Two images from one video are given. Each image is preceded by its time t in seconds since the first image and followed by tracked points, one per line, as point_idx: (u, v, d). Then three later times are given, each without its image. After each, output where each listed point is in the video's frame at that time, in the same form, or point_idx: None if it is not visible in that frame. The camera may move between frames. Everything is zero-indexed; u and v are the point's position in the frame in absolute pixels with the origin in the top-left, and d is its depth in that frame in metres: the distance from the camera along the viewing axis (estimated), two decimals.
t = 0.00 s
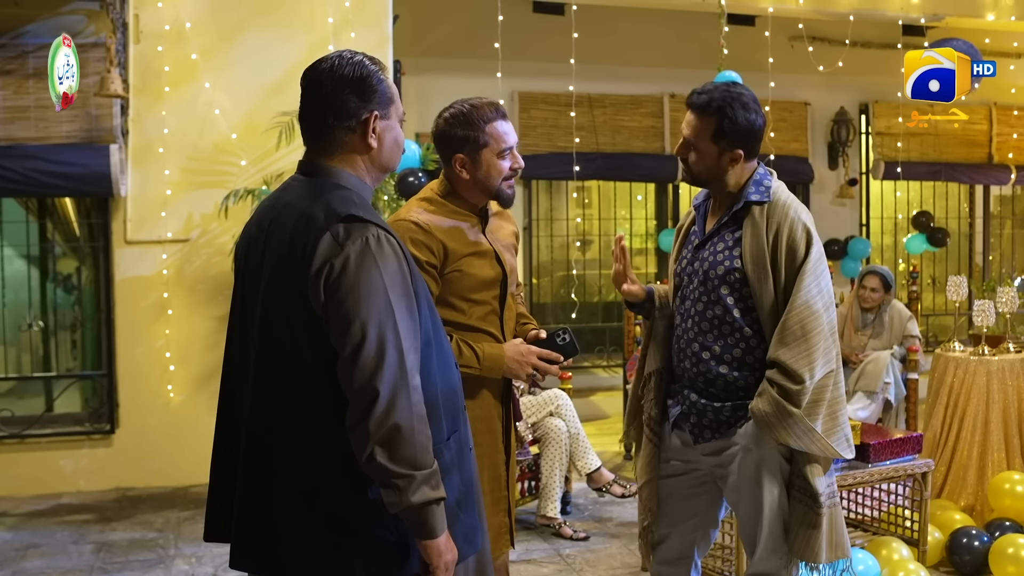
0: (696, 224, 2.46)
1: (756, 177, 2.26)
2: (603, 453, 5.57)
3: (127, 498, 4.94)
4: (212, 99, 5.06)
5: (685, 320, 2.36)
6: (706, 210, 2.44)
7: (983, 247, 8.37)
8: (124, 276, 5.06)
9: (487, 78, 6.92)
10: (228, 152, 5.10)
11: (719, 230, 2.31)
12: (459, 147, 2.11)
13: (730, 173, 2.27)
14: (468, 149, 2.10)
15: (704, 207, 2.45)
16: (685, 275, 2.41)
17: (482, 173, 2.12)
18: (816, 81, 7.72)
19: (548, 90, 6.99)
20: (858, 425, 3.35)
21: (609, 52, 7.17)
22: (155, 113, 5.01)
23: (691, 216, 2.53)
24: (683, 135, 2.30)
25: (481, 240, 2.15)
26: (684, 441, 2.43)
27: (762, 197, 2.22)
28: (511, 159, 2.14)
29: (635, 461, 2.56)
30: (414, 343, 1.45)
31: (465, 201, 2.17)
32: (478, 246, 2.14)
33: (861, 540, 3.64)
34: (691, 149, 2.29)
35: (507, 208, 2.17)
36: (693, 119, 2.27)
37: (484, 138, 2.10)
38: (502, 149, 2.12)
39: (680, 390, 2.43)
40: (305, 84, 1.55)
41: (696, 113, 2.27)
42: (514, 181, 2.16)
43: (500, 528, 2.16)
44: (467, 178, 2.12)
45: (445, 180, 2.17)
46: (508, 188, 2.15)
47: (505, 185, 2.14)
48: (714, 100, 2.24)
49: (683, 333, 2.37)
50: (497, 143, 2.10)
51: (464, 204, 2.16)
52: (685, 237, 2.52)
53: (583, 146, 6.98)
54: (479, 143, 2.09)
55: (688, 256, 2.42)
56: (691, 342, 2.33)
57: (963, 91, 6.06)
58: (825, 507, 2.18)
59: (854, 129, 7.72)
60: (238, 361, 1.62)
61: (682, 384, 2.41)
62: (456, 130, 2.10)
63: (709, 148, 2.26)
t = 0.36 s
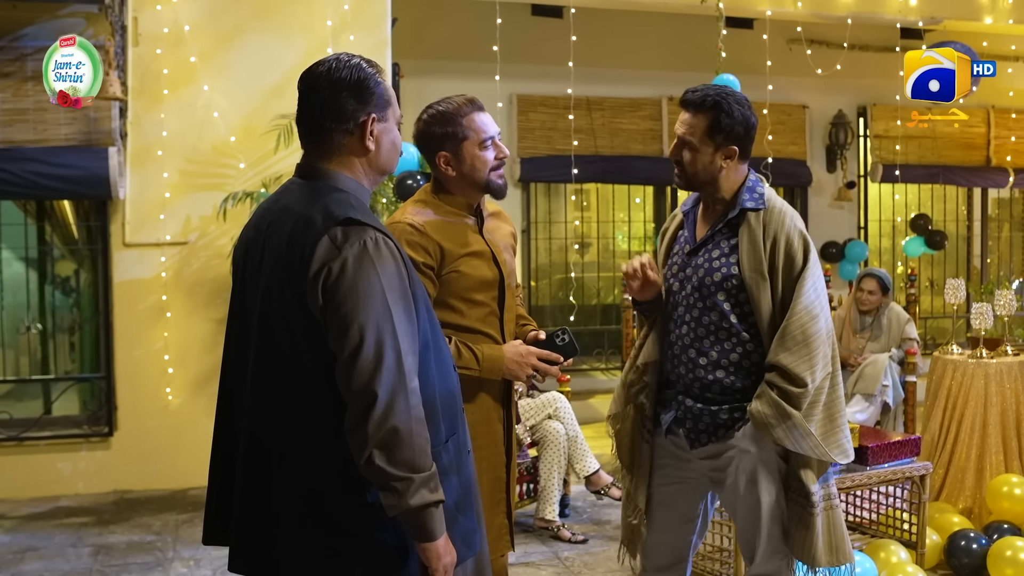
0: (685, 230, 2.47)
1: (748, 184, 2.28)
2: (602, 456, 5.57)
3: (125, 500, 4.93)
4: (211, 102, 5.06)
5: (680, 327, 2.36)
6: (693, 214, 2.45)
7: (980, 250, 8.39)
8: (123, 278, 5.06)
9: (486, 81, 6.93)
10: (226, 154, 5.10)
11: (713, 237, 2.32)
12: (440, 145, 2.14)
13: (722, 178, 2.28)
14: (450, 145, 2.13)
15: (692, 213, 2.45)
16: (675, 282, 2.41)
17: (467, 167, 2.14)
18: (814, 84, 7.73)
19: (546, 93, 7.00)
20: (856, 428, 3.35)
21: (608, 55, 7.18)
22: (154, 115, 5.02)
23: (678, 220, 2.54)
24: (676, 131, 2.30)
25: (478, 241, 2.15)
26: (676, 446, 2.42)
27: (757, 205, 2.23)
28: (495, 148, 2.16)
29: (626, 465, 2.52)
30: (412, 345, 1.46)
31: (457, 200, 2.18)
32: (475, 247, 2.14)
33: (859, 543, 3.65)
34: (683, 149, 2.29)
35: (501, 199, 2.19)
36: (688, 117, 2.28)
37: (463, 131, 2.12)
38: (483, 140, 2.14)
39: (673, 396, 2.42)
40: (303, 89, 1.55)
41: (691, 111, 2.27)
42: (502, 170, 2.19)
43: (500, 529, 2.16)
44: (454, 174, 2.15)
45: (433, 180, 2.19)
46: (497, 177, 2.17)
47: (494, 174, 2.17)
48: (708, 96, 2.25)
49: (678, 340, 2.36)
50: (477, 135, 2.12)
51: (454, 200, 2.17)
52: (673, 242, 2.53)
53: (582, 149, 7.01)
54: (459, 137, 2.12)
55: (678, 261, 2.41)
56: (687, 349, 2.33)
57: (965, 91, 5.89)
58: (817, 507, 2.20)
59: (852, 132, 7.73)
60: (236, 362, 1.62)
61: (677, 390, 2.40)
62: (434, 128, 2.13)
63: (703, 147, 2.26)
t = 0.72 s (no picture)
0: (645, 229, 2.50)
1: (712, 185, 2.39)
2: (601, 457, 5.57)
3: (125, 501, 4.93)
4: (211, 104, 5.06)
5: (648, 323, 2.37)
6: (655, 212, 2.50)
7: (980, 251, 8.39)
8: (122, 279, 5.06)
9: (486, 83, 6.93)
10: (226, 156, 5.10)
11: (680, 232, 2.36)
12: (428, 141, 2.15)
13: (690, 174, 2.38)
14: (438, 139, 2.14)
15: (654, 212, 2.51)
16: (638, 277, 2.41)
17: (456, 161, 2.15)
18: (814, 85, 7.73)
19: (546, 94, 7.01)
20: (856, 430, 3.35)
21: (608, 57, 7.18)
22: (154, 117, 5.02)
23: (638, 219, 2.57)
24: (660, 119, 2.38)
25: (474, 242, 2.15)
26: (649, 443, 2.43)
27: (723, 201, 2.33)
28: (482, 139, 2.18)
29: (597, 466, 2.53)
30: (409, 348, 1.46)
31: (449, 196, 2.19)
32: (472, 248, 2.14)
33: (858, 544, 3.65)
34: (667, 131, 2.35)
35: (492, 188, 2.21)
36: (677, 103, 2.37)
37: (449, 124, 2.14)
38: (470, 131, 2.15)
39: (638, 393, 2.43)
40: (300, 90, 1.55)
41: (682, 99, 2.37)
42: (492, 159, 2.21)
43: (502, 531, 2.15)
44: (445, 169, 2.16)
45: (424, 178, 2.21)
46: (488, 167, 2.19)
47: (485, 164, 2.18)
48: (701, 88, 2.38)
49: (647, 335, 2.37)
50: (463, 126, 2.15)
51: (448, 197, 2.18)
52: (632, 241, 2.54)
53: (581, 150, 6.99)
54: (445, 130, 2.14)
55: (640, 259, 2.43)
56: (656, 344, 2.34)
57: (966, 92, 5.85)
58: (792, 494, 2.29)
59: (852, 133, 7.73)
60: (234, 364, 1.62)
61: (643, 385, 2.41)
62: (421, 125, 2.15)
63: (687, 131, 2.33)
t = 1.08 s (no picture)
0: (608, 231, 2.56)
1: (673, 188, 2.50)
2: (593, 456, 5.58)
3: (115, 500, 4.92)
4: (202, 102, 5.05)
5: (618, 322, 2.43)
6: (617, 213, 2.58)
7: (970, 250, 8.43)
8: (113, 278, 5.04)
9: (478, 82, 6.92)
10: (218, 154, 5.09)
11: (647, 232, 2.45)
12: (409, 137, 2.16)
13: (654, 172, 2.48)
14: (418, 135, 2.15)
15: (616, 214, 2.58)
16: (605, 278, 2.49)
17: (438, 155, 2.16)
18: (805, 85, 7.76)
19: (538, 94, 7.01)
20: (846, 429, 3.36)
21: (600, 56, 7.18)
22: (145, 115, 5.00)
23: (597, 220, 2.63)
24: (625, 119, 2.47)
25: (460, 239, 2.15)
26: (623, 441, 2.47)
27: (688, 201, 2.44)
28: (461, 133, 2.19)
29: (562, 465, 2.54)
30: (396, 350, 1.46)
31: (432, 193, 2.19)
32: (458, 245, 2.14)
33: (849, 543, 3.67)
34: (633, 129, 2.45)
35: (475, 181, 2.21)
36: (641, 104, 2.47)
37: (428, 120, 2.15)
38: (448, 126, 2.17)
39: (611, 392, 2.49)
40: (288, 90, 1.55)
41: (645, 99, 2.48)
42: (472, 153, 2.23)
43: (497, 530, 2.16)
44: (426, 164, 2.16)
45: (406, 176, 2.21)
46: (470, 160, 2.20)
47: (467, 157, 2.20)
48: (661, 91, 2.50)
49: (617, 334, 2.43)
50: (441, 121, 2.16)
51: (433, 194, 2.18)
52: (594, 242, 2.60)
53: (573, 149, 7.01)
54: (425, 126, 2.15)
55: (607, 260, 2.49)
56: (629, 343, 2.41)
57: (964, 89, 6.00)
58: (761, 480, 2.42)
59: (843, 133, 7.76)
60: (222, 364, 1.62)
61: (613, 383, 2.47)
62: (400, 121, 2.16)
63: (653, 129, 2.44)
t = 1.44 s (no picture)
0: (575, 235, 2.56)
1: (638, 188, 2.54)
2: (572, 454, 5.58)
3: (91, 501, 4.88)
4: (179, 100, 5.00)
5: (596, 321, 2.42)
6: (583, 217, 2.58)
7: (946, 249, 8.51)
8: (89, 277, 4.99)
9: (457, 80, 6.90)
10: (195, 153, 5.04)
11: (620, 232, 2.47)
12: (373, 137, 2.15)
13: (616, 176, 2.51)
14: (382, 134, 2.14)
15: (582, 217, 2.57)
16: (579, 279, 2.47)
17: (402, 154, 2.15)
18: (783, 84, 7.80)
19: (517, 92, 7.02)
20: (822, 428, 3.38)
21: (579, 55, 7.19)
22: (121, 113, 4.95)
23: (563, 224, 2.60)
24: (572, 128, 2.46)
25: (429, 237, 2.15)
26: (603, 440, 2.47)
27: (657, 200, 2.48)
28: (424, 131, 2.17)
29: (541, 466, 2.50)
30: (370, 353, 1.45)
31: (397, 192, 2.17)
32: (428, 244, 2.13)
33: (824, 541, 3.71)
34: (590, 138, 2.45)
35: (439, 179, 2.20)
36: (581, 111, 2.47)
37: (391, 118, 2.14)
38: (412, 124, 2.15)
39: (591, 393, 2.46)
40: (262, 91, 1.55)
41: (581, 106, 2.48)
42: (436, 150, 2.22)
43: (478, 527, 2.17)
44: (390, 163, 2.15)
45: (370, 175, 2.19)
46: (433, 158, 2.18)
47: (430, 155, 2.18)
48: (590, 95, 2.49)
49: (597, 334, 2.42)
50: (403, 119, 2.14)
51: (399, 193, 2.16)
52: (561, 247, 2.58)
53: (552, 148, 7.03)
54: (388, 124, 2.13)
55: (580, 261, 2.49)
56: (609, 342, 2.41)
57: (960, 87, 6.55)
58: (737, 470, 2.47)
59: (820, 132, 7.82)
60: (196, 368, 1.61)
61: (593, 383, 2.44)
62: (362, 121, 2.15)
63: (608, 129, 2.46)
